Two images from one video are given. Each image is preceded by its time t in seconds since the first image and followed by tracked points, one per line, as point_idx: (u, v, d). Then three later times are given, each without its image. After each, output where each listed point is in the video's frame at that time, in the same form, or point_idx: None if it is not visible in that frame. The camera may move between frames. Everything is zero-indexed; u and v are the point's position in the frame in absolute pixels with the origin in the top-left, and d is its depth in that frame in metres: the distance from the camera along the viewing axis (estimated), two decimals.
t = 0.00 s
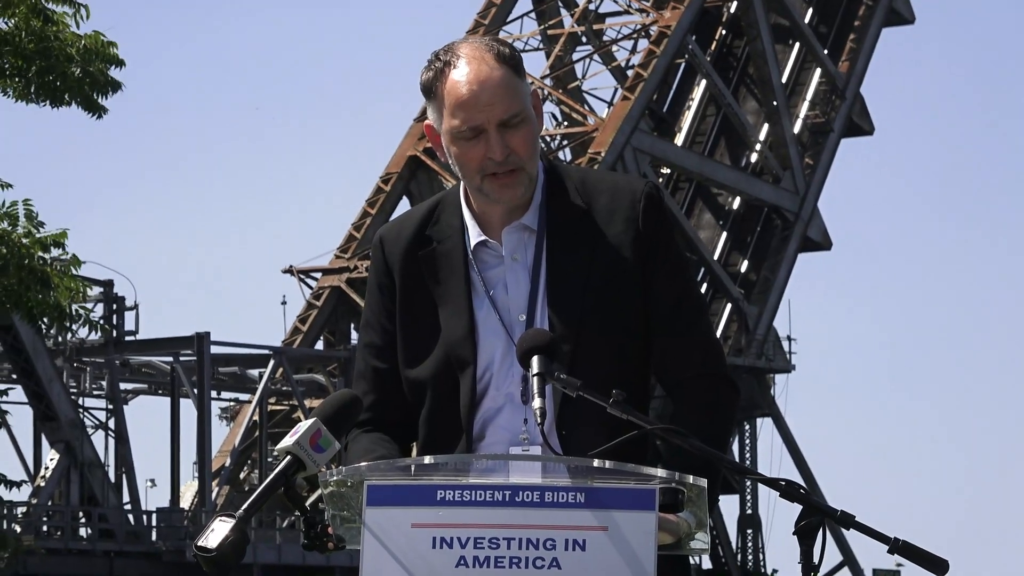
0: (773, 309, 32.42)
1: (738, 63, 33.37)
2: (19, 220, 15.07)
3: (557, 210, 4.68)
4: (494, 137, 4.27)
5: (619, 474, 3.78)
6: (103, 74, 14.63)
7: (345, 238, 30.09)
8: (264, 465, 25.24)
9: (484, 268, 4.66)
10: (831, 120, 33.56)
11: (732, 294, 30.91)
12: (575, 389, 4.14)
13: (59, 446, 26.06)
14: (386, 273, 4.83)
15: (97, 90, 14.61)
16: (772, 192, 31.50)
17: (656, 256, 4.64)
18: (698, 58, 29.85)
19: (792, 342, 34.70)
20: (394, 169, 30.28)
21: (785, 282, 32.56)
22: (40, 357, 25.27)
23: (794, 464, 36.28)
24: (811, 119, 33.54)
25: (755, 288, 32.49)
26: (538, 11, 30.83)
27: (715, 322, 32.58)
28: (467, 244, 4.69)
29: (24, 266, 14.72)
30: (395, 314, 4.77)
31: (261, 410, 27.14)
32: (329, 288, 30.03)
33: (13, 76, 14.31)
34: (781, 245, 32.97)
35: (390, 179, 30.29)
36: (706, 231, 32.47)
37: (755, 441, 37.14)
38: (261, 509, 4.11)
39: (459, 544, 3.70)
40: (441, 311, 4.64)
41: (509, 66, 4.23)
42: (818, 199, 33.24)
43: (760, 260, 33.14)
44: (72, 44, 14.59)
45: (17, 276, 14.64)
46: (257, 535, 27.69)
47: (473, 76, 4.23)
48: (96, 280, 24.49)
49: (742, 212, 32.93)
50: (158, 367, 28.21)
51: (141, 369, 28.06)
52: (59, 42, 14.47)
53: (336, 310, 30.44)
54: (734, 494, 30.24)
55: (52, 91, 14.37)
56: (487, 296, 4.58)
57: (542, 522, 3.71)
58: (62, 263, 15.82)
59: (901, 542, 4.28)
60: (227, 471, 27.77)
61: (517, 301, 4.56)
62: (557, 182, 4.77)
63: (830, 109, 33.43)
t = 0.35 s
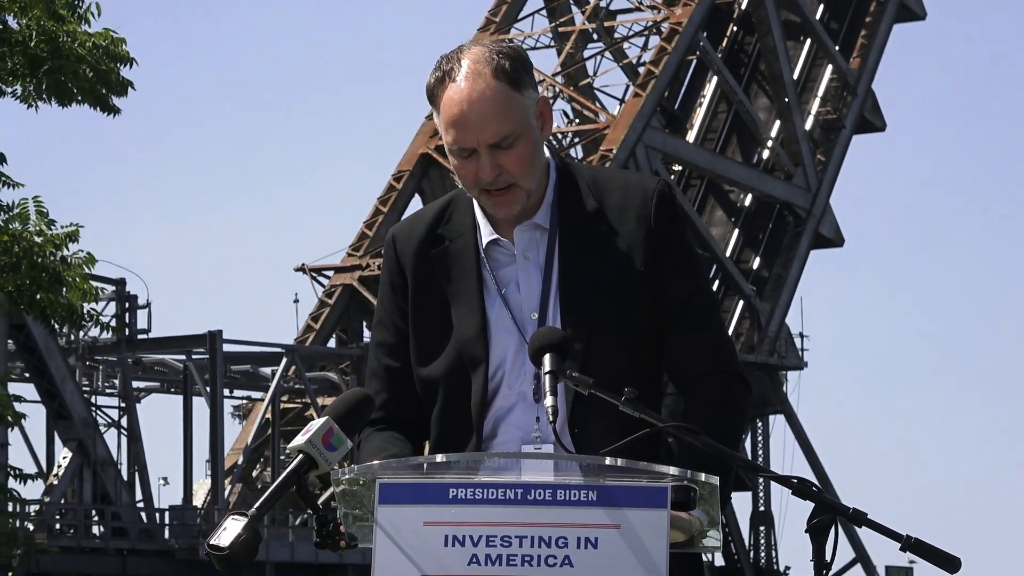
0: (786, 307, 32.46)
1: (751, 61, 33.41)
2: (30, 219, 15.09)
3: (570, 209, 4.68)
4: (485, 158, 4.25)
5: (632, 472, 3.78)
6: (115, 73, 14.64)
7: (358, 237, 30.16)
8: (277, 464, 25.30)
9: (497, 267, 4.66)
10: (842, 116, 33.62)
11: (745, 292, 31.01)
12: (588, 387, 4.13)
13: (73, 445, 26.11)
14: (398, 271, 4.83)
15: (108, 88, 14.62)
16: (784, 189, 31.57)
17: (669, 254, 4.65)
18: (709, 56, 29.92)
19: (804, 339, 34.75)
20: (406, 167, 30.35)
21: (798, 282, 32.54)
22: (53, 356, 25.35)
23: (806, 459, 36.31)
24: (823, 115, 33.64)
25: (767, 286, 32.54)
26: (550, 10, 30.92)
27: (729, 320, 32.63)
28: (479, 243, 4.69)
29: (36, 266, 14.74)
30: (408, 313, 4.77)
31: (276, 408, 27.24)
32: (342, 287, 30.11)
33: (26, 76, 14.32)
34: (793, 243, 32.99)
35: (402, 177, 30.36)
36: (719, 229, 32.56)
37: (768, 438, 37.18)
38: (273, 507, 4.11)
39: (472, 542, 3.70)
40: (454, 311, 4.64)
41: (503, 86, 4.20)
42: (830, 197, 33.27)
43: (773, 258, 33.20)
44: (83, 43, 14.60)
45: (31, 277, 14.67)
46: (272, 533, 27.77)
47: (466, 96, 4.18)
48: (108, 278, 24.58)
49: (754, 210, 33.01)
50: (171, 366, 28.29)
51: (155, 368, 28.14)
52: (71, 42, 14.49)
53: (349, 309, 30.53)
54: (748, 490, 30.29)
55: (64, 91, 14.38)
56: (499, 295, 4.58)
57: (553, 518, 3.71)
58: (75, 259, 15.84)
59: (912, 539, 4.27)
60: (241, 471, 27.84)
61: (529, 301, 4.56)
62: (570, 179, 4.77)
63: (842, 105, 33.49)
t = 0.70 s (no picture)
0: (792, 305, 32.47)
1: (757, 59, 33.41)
2: (36, 222, 15.08)
3: (577, 208, 4.68)
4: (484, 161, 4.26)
5: (638, 470, 3.77)
6: (120, 74, 14.66)
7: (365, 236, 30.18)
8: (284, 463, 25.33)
9: (504, 265, 4.66)
10: (849, 115, 33.64)
11: (753, 290, 31.03)
12: (595, 386, 4.13)
13: (80, 444, 26.13)
14: (405, 269, 4.83)
15: (113, 89, 14.65)
16: (791, 187, 31.57)
17: (676, 253, 4.65)
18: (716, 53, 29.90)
19: (810, 338, 34.79)
20: (413, 165, 30.36)
21: (804, 279, 32.54)
22: (60, 355, 25.45)
23: (813, 459, 36.35)
24: (830, 114, 33.66)
25: (774, 284, 32.56)
26: (557, 9, 30.94)
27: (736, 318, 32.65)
28: (486, 242, 4.68)
29: (42, 268, 14.73)
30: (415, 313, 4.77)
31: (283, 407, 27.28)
32: (349, 285, 30.14)
33: (31, 76, 14.34)
34: (799, 241, 33.01)
35: (409, 176, 30.37)
36: (725, 227, 32.57)
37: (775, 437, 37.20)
38: (280, 506, 4.11)
39: (479, 540, 3.71)
40: (461, 310, 4.65)
41: (499, 89, 4.20)
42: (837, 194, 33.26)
43: (779, 256, 33.20)
44: (89, 44, 14.63)
45: (36, 280, 14.68)
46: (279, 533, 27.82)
47: (462, 101, 4.19)
48: (115, 278, 24.67)
49: (761, 208, 33.01)
50: (178, 365, 28.31)
51: (161, 367, 28.17)
52: (77, 43, 14.50)
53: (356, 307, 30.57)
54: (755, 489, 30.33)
55: (70, 91, 14.40)
56: (506, 293, 4.58)
57: (559, 517, 3.71)
58: (82, 262, 15.82)
59: (919, 537, 4.27)
60: (248, 470, 27.88)
61: (536, 299, 4.56)
62: (577, 178, 4.77)
63: (849, 104, 33.48)
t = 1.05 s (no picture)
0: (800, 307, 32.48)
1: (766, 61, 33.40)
2: (46, 224, 15.10)
3: (586, 209, 4.68)
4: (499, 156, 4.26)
5: (647, 472, 3.77)
6: (129, 73, 14.67)
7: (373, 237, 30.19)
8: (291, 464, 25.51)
9: (513, 266, 4.66)
10: (858, 117, 33.63)
11: (761, 292, 31.05)
12: (603, 387, 4.13)
13: (87, 443, 26.12)
14: (414, 270, 4.83)
15: (124, 88, 14.65)
16: (799, 189, 31.60)
17: (683, 256, 4.64)
18: (725, 55, 29.91)
19: (819, 339, 34.81)
20: (421, 166, 30.37)
21: (812, 281, 32.54)
22: (68, 355, 25.44)
23: (821, 461, 36.36)
24: (838, 116, 33.67)
25: (782, 285, 32.56)
26: (566, 10, 30.96)
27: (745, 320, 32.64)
28: (496, 243, 4.68)
29: (51, 268, 14.73)
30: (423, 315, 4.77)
31: (290, 408, 27.30)
32: (356, 286, 30.15)
33: (40, 76, 14.35)
34: (808, 242, 33.03)
35: (417, 177, 30.39)
36: (734, 228, 32.56)
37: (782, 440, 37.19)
38: (288, 506, 4.11)
39: (487, 541, 3.70)
40: (471, 310, 4.65)
41: (513, 82, 4.20)
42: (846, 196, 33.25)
43: (787, 257, 33.21)
44: (98, 44, 14.63)
45: (45, 279, 14.68)
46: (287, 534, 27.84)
47: (474, 96, 4.19)
48: (123, 278, 24.67)
49: (770, 210, 33.03)
50: (185, 365, 28.32)
51: (169, 367, 28.19)
52: (87, 41, 14.51)
53: (364, 309, 30.60)
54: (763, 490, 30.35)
55: (79, 91, 14.40)
56: (516, 294, 4.58)
57: (567, 519, 3.71)
58: (91, 262, 15.83)
59: (927, 540, 4.27)
60: (255, 470, 27.91)
61: (546, 301, 4.56)
62: (586, 180, 4.77)
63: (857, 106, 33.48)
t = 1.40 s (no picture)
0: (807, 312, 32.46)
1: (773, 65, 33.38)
2: (52, 224, 15.12)
3: (592, 214, 4.68)
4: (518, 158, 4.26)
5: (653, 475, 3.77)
6: (138, 73, 14.69)
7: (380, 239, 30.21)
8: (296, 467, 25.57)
9: (520, 270, 4.66)
10: (865, 121, 33.63)
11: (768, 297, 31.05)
12: (609, 392, 4.13)
13: (94, 445, 26.13)
14: (420, 274, 4.84)
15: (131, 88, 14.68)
16: (805, 194, 31.60)
17: (689, 260, 4.64)
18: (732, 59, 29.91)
19: (825, 344, 34.80)
20: (428, 169, 30.39)
21: (819, 285, 32.51)
22: (74, 357, 25.47)
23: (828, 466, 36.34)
24: (846, 120, 33.64)
25: (789, 290, 32.54)
26: (572, 14, 31.03)
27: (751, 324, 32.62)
28: (504, 247, 4.68)
29: (57, 268, 14.76)
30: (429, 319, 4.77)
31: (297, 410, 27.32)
32: (363, 289, 30.16)
33: (47, 76, 14.39)
34: (815, 247, 33.01)
35: (424, 180, 30.41)
36: (740, 233, 32.55)
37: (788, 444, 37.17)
38: (295, 508, 4.11)
39: (493, 545, 3.70)
40: (477, 314, 4.65)
41: (532, 85, 4.20)
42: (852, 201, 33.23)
43: (793, 262, 33.21)
44: (107, 43, 14.65)
45: (50, 279, 14.71)
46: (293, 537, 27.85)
47: (495, 99, 4.20)
48: (129, 279, 24.70)
49: (777, 215, 33.03)
50: (192, 367, 28.35)
51: (176, 369, 28.22)
52: (95, 41, 14.53)
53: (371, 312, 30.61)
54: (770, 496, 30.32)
55: (86, 91, 14.43)
56: (523, 298, 4.58)
57: (574, 523, 3.71)
58: (99, 265, 15.86)
59: (932, 544, 4.26)
60: (261, 471, 27.91)
61: (553, 305, 4.56)
62: (592, 183, 4.77)
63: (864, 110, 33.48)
